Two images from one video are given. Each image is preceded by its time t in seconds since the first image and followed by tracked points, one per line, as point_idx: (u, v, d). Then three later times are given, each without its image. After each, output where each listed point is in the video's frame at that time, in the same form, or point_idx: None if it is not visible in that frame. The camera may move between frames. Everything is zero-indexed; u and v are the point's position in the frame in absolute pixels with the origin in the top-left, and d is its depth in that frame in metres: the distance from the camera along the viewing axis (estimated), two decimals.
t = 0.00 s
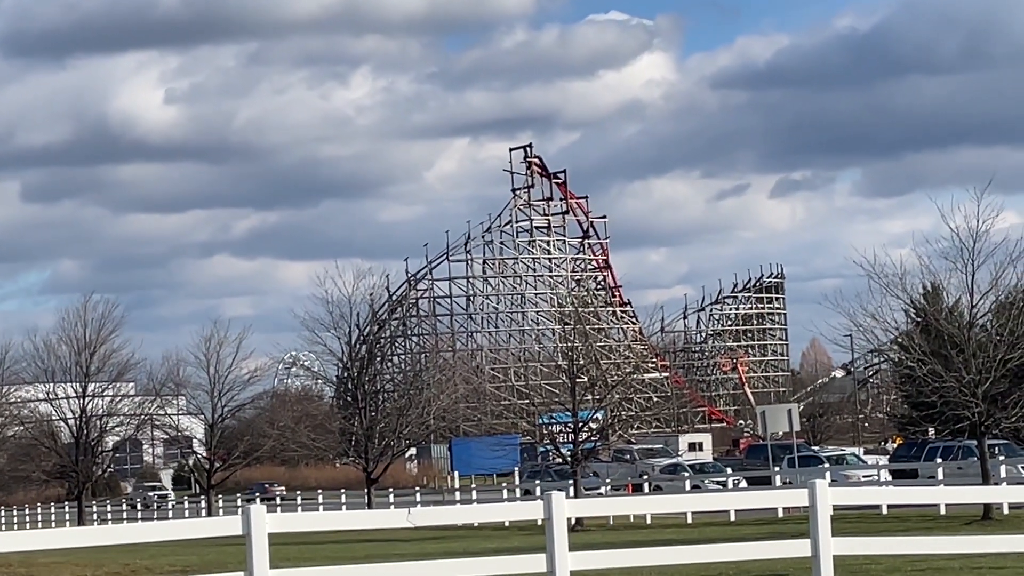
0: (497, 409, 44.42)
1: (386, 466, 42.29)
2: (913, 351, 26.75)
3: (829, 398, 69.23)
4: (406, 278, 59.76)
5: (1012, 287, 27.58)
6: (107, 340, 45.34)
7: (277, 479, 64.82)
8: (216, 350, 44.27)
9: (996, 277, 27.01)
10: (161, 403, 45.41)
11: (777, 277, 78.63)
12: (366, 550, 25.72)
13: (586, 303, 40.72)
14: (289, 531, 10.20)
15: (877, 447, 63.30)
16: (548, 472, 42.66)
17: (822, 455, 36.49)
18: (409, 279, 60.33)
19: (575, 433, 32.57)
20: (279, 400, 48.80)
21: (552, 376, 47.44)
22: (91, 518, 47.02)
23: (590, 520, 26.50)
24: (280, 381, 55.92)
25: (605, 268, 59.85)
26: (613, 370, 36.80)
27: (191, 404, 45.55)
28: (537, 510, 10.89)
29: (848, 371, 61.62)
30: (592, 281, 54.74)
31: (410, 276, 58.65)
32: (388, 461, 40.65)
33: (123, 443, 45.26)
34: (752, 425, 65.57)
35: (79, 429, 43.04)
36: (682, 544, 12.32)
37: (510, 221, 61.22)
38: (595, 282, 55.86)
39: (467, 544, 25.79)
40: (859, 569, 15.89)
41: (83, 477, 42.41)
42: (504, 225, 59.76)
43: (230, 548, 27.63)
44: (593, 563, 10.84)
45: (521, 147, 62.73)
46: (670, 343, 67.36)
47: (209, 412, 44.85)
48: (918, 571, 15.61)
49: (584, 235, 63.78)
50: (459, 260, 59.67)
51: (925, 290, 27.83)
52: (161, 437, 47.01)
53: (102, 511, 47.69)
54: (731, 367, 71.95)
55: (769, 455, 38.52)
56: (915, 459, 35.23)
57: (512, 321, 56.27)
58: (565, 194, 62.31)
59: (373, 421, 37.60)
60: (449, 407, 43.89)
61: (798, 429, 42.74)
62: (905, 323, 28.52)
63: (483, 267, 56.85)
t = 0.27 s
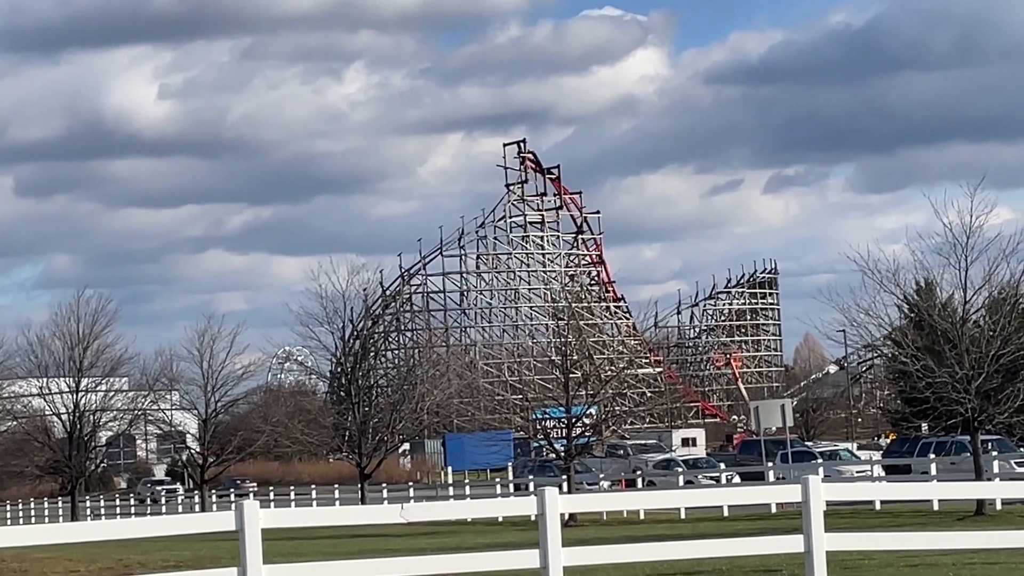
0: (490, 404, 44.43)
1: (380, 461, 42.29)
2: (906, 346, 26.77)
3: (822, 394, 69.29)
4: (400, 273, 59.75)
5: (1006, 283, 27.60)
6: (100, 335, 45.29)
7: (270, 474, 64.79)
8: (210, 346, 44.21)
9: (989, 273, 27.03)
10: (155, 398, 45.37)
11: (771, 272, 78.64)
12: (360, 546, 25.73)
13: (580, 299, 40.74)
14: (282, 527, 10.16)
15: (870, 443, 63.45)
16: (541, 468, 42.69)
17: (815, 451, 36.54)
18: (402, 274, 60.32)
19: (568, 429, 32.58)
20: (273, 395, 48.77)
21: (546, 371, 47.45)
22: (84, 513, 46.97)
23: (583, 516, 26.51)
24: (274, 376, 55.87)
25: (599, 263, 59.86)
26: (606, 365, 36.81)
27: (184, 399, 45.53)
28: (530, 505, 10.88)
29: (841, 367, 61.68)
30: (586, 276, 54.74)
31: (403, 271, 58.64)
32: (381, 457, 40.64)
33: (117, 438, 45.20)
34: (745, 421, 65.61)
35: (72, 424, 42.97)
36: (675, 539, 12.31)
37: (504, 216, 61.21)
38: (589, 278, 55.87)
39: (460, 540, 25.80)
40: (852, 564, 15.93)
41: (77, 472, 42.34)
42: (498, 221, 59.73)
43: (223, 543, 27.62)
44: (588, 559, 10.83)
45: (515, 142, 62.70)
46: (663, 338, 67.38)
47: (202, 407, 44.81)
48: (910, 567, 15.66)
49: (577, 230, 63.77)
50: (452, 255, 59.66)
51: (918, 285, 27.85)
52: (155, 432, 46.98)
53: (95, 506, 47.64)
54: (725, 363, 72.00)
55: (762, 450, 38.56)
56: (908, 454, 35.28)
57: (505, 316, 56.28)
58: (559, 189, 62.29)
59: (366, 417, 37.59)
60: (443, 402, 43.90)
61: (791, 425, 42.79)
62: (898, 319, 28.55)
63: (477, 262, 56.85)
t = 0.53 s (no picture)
0: (483, 400, 44.43)
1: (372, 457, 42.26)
2: (898, 342, 26.78)
3: (814, 390, 69.34)
4: (392, 269, 59.73)
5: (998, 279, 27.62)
6: (92, 331, 45.22)
7: (262, 470, 64.70)
8: (202, 341, 44.13)
9: (982, 269, 27.06)
10: (147, 394, 45.31)
11: (763, 269, 78.71)
12: (352, 541, 25.70)
13: (573, 295, 40.74)
14: (275, 523, 10.12)
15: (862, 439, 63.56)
16: (533, 464, 42.69)
17: (807, 447, 36.58)
18: (394, 270, 60.30)
19: (561, 425, 32.57)
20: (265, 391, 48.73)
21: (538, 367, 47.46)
22: (76, 509, 46.89)
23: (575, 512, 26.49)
24: (266, 372, 55.82)
25: (591, 259, 59.86)
26: (598, 361, 36.82)
27: (176, 395, 45.47)
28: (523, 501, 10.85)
29: (833, 363, 61.71)
30: (578, 272, 54.74)
31: (396, 267, 58.61)
32: (374, 452, 40.60)
33: (108, 434, 45.11)
34: (737, 417, 65.65)
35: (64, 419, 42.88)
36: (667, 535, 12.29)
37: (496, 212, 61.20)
38: (581, 274, 55.86)
39: (453, 536, 25.79)
40: (844, 561, 15.93)
41: (69, 468, 42.26)
42: (490, 217, 59.71)
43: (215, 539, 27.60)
44: (581, 554, 10.82)
45: (507, 138, 62.68)
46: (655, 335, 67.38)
47: (194, 403, 44.75)
48: (902, 563, 15.69)
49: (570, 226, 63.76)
50: (445, 251, 59.63)
51: (911, 282, 27.88)
52: (146, 427, 46.90)
53: (87, 502, 47.56)
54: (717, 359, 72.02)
55: (754, 447, 38.59)
56: (900, 451, 35.32)
57: (498, 312, 56.26)
58: (551, 185, 62.29)
59: (358, 412, 37.56)
60: (435, 398, 43.88)
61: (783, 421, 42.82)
62: (890, 315, 28.56)
63: (469, 258, 56.84)
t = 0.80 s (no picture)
0: (473, 398, 44.39)
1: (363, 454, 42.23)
2: (889, 341, 26.81)
3: (804, 388, 69.39)
4: (382, 267, 59.70)
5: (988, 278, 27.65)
6: (82, 328, 45.13)
7: (251, 467, 64.56)
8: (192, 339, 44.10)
9: (972, 268, 27.08)
10: (136, 391, 45.23)
11: (753, 267, 78.77)
12: (342, 539, 25.68)
13: (563, 293, 40.74)
14: (266, 520, 10.08)
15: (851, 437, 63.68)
16: (523, 462, 42.71)
17: (797, 445, 36.61)
18: (384, 268, 60.26)
19: (551, 422, 32.58)
20: (255, 388, 48.68)
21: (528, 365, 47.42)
22: (66, 506, 46.77)
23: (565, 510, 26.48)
24: (256, 369, 55.74)
25: (582, 257, 59.83)
26: (588, 359, 36.82)
27: (166, 392, 45.41)
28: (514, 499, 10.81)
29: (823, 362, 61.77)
30: (569, 270, 54.75)
31: (386, 265, 58.58)
32: (364, 450, 40.57)
33: (98, 431, 45.02)
34: (727, 415, 65.69)
35: (53, 416, 42.76)
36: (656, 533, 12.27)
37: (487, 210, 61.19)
38: (571, 272, 55.85)
39: (443, 533, 25.77)
40: (833, 561, 15.94)
41: (58, 465, 42.15)
42: (480, 214, 59.67)
43: (206, 536, 27.59)
44: (572, 552, 10.79)
45: (498, 136, 62.68)
46: (646, 333, 67.45)
47: (184, 400, 44.68)
48: (891, 561, 15.71)
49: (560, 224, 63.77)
50: (435, 249, 59.62)
51: (901, 281, 27.90)
52: (136, 425, 46.81)
53: (77, 499, 47.45)
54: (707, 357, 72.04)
55: (744, 445, 38.62)
56: (890, 449, 35.38)
57: (488, 310, 56.23)
58: (542, 183, 62.28)
59: (349, 410, 37.51)
60: (425, 395, 43.88)
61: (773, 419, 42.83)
62: (881, 314, 28.58)
63: (460, 256, 56.80)
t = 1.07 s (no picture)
0: (459, 397, 44.35)
1: (348, 453, 42.16)
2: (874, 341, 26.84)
3: (790, 388, 69.44)
4: (368, 266, 59.63)
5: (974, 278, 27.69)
6: (68, 326, 44.97)
7: (237, 466, 64.39)
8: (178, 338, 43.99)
9: (958, 267, 27.13)
10: (122, 389, 45.09)
11: (739, 266, 78.83)
12: (329, 537, 25.62)
13: (549, 291, 40.72)
14: (251, 519, 10.03)
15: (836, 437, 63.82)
16: (509, 461, 42.69)
17: (783, 445, 36.66)
18: (371, 266, 60.19)
19: (537, 421, 32.56)
20: (241, 387, 48.56)
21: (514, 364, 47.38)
22: (51, 505, 46.60)
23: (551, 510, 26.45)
24: (242, 367, 55.61)
25: (568, 256, 59.81)
26: (575, 358, 36.82)
27: (152, 390, 45.27)
28: (500, 499, 10.77)
29: (809, 361, 61.84)
30: (555, 269, 54.74)
31: (372, 264, 58.51)
32: (349, 449, 40.50)
33: (84, 429, 44.87)
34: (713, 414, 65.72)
35: (38, 415, 42.59)
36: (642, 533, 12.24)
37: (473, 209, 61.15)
38: (558, 270, 55.84)
39: (429, 532, 25.72)
40: (819, 560, 15.92)
41: (43, 464, 41.98)
42: (467, 213, 59.60)
43: (192, 535, 27.50)
44: (559, 551, 10.76)
45: (484, 135, 62.64)
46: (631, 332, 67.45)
47: (170, 398, 44.55)
48: (877, 560, 15.71)
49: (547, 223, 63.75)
50: (421, 248, 59.56)
51: (887, 280, 27.95)
52: (122, 423, 46.66)
53: (62, 498, 47.27)
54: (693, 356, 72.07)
55: (730, 444, 38.64)
56: (876, 449, 35.44)
57: (474, 309, 56.19)
58: (528, 182, 62.25)
59: (335, 408, 37.44)
60: (411, 394, 43.83)
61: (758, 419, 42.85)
62: (866, 314, 28.61)
63: (446, 254, 56.75)
